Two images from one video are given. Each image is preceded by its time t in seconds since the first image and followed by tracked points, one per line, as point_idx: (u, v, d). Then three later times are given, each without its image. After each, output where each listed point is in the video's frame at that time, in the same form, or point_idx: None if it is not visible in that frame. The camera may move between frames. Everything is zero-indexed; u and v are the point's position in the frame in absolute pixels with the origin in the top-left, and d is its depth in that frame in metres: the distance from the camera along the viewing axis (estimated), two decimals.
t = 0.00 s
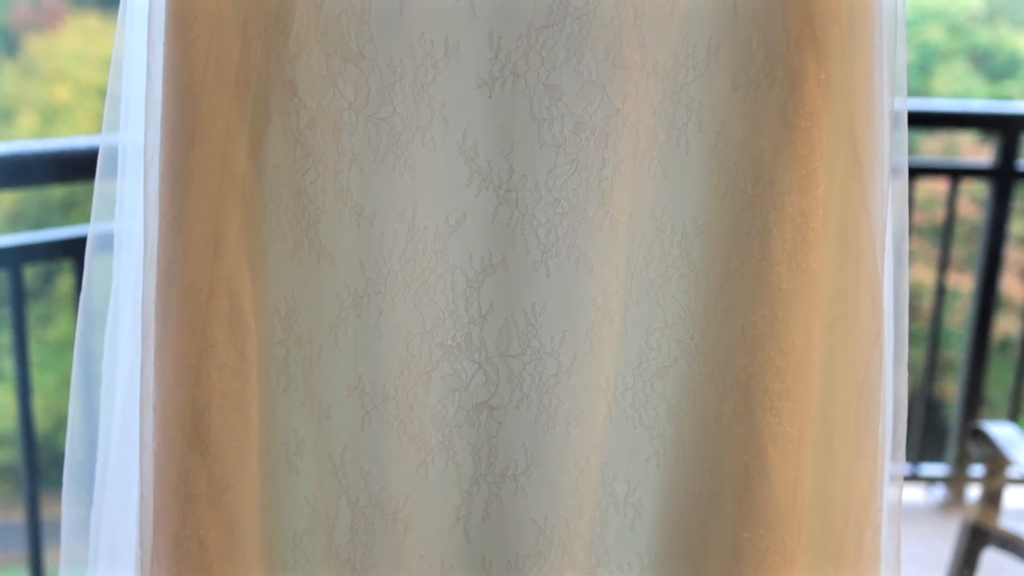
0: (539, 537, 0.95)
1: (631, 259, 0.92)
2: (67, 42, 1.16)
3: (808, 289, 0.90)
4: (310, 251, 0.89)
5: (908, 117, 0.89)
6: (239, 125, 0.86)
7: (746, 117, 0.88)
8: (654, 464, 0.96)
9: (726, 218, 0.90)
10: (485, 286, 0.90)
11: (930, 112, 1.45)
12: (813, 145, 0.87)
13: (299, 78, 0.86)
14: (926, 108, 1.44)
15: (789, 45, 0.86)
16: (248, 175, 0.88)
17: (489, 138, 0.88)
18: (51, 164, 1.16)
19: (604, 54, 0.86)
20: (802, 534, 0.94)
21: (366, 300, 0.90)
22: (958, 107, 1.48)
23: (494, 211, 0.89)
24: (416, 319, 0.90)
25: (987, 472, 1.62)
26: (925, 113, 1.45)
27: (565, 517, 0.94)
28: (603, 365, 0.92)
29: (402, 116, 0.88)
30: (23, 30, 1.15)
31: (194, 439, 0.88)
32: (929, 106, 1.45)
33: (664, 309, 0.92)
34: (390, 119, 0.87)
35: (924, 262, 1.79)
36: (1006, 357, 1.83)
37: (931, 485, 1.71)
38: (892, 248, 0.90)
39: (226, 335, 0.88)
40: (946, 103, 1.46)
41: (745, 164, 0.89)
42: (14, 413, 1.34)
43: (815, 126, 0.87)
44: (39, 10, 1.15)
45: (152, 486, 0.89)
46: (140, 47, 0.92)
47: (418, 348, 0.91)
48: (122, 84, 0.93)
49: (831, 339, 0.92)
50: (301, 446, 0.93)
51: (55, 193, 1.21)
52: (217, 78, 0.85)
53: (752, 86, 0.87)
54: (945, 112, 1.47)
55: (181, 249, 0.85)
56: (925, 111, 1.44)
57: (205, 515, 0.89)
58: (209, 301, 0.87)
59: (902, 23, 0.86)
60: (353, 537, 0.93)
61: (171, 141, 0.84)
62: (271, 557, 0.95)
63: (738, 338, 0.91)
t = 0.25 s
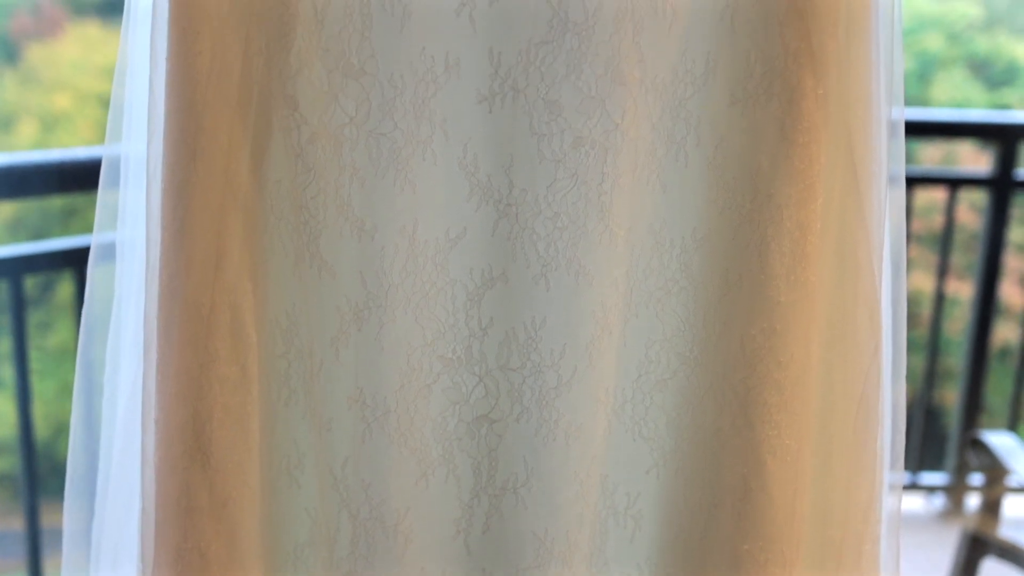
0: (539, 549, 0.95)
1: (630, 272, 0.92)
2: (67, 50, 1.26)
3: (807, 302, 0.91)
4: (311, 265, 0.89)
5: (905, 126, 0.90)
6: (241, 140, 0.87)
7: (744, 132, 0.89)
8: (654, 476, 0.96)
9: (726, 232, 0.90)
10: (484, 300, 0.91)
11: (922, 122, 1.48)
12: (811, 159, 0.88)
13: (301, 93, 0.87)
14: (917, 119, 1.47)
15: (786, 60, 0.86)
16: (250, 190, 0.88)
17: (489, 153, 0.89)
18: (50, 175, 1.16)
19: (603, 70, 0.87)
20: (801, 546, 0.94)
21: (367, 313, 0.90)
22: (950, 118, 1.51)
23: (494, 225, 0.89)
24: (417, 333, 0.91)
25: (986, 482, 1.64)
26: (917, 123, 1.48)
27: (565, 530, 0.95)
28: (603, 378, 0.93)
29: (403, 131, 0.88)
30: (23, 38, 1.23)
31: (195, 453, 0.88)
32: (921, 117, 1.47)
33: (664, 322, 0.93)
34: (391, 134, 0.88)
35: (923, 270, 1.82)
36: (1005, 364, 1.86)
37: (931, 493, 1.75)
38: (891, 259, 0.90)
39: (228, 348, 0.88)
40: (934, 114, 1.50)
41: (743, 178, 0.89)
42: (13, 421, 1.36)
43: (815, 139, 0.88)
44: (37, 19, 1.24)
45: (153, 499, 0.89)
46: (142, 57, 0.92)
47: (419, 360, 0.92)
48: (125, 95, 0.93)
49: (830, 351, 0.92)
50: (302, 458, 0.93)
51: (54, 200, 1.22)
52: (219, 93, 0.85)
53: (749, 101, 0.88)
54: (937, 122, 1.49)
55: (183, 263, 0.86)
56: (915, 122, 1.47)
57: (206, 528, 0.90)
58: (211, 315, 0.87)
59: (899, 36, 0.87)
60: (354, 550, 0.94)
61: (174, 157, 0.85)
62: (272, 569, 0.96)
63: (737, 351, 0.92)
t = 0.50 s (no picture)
0: (539, 561, 0.95)
1: (629, 285, 0.92)
2: (66, 59, 1.17)
3: (804, 315, 0.91)
4: (312, 278, 0.90)
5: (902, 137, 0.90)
6: (242, 154, 0.88)
7: (743, 145, 0.89)
8: (653, 487, 0.97)
9: (725, 245, 0.91)
10: (485, 313, 0.91)
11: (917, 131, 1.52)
12: (809, 172, 0.88)
13: (302, 107, 0.87)
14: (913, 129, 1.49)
15: (784, 74, 0.87)
16: (251, 204, 0.89)
17: (489, 167, 0.89)
18: (50, 186, 1.18)
19: (603, 84, 0.88)
20: (801, 557, 0.94)
21: (369, 326, 0.91)
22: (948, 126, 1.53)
23: (494, 238, 0.90)
24: (417, 345, 0.91)
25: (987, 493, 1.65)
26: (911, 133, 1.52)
27: (565, 542, 0.95)
28: (602, 391, 0.93)
29: (403, 145, 0.89)
30: (23, 47, 1.17)
31: (197, 465, 0.88)
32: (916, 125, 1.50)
33: (663, 334, 0.93)
34: (391, 148, 0.88)
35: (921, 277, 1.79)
36: (1005, 371, 1.84)
37: (931, 501, 1.78)
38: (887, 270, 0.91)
39: (228, 361, 0.88)
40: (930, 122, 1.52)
41: (741, 191, 0.90)
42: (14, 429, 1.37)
43: (811, 153, 0.88)
44: (38, 28, 1.17)
45: (155, 511, 0.89)
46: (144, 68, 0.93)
47: (420, 373, 0.92)
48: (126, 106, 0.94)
49: (829, 362, 0.93)
50: (303, 470, 0.94)
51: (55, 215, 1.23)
52: (221, 107, 0.86)
53: (747, 114, 0.89)
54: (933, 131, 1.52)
55: (185, 277, 0.86)
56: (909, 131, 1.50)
57: (207, 540, 0.90)
58: (212, 329, 0.87)
59: (895, 49, 0.87)
60: (354, 561, 0.94)
61: (175, 171, 0.85)
62: None
63: (736, 364, 0.92)
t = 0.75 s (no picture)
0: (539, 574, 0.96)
1: (629, 300, 0.93)
2: (66, 69, 1.21)
3: (804, 329, 0.91)
4: (313, 293, 0.90)
5: (899, 147, 0.91)
6: (244, 171, 0.88)
7: (741, 161, 0.90)
8: (653, 500, 0.97)
9: (723, 259, 0.92)
10: (484, 328, 0.92)
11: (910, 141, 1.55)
12: (808, 188, 0.89)
13: (303, 124, 0.88)
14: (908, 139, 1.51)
15: (782, 91, 0.88)
16: (253, 220, 0.89)
17: (489, 183, 0.90)
18: (50, 199, 1.19)
19: (602, 101, 0.88)
20: (800, 570, 0.95)
21: (370, 341, 0.91)
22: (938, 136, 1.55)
23: (494, 253, 0.91)
24: (418, 360, 0.92)
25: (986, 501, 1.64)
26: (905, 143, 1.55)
27: (565, 555, 0.95)
28: (603, 405, 0.94)
29: (404, 161, 0.89)
30: (23, 56, 1.20)
31: (200, 480, 0.89)
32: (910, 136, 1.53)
33: (663, 348, 0.94)
34: (392, 164, 0.89)
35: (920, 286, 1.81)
36: (1005, 379, 1.85)
37: (930, 512, 1.75)
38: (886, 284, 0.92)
39: (230, 376, 0.89)
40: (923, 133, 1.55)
41: (739, 206, 0.91)
42: (13, 439, 1.36)
43: (809, 168, 0.88)
44: (38, 39, 1.20)
45: (157, 525, 0.90)
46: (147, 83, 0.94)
47: (420, 388, 0.93)
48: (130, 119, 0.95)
49: (828, 376, 0.93)
50: (304, 485, 0.94)
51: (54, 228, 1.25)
52: (223, 125, 0.86)
53: (746, 130, 0.89)
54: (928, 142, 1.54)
55: (187, 293, 0.87)
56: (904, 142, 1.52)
57: (209, 554, 0.90)
58: (214, 344, 0.88)
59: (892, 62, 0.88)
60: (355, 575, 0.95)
61: (178, 188, 0.86)
62: None
63: (735, 378, 0.93)
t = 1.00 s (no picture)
0: None
1: (629, 312, 0.93)
2: (67, 77, 1.24)
3: (802, 341, 0.92)
4: (314, 306, 0.91)
5: (897, 156, 0.91)
6: (245, 185, 0.89)
7: (739, 174, 0.90)
8: (653, 512, 0.97)
9: (722, 272, 0.92)
10: (485, 340, 0.92)
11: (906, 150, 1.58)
12: (806, 201, 0.89)
13: (304, 139, 0.89)
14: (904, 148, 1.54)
15: (780, 105, 0.88)
16: (254, 234, 0.90)
17: (489, 197, 0.90)
18: (52, 209, 1.20)
19: (601, 114, 0.89)
20: None
21: (370, 354, 0.92)
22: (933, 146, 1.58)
23: (494, 266, 0.91)
24: (419, 373, 0.92)
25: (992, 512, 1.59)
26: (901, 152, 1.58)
27: (565, 567, 0.96)
28: (603, 416, 0.94)
29: (404, 175, 0.90)
30: (24, 66, 1.22)
31: (201, 492, 0.89)
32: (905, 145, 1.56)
33: (662, 360, 0.94)
34: (392, 178, 0.90)
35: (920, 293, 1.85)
36: (1005, 387, 1.85)
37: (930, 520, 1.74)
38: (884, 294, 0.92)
39: (231, 388, 0.89)
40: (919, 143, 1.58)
41: (738, 219, 0.91)
42: (12, 448, 1.36)
43: (807, 182, 0.89)
44: (38, 47, 1.23)
45: (158, 537, 0.91)
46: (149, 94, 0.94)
47: (421, 401, 0.93)
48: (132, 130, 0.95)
49: (828, 387, 0.93)
50: (304, 497, 0.94)
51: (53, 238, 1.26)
52: (225, 140, 0.87)
53: (744, 144, 0.90)
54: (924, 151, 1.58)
55: (188, 306, 0.87)
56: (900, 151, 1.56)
57: (210, 566, 0.91)
58: (215, 358, 0.88)
59: (888, 73, 0.89)
60: None
61: (179, 203, 0.87)
62: None
63: (734, 390, 0.93)
